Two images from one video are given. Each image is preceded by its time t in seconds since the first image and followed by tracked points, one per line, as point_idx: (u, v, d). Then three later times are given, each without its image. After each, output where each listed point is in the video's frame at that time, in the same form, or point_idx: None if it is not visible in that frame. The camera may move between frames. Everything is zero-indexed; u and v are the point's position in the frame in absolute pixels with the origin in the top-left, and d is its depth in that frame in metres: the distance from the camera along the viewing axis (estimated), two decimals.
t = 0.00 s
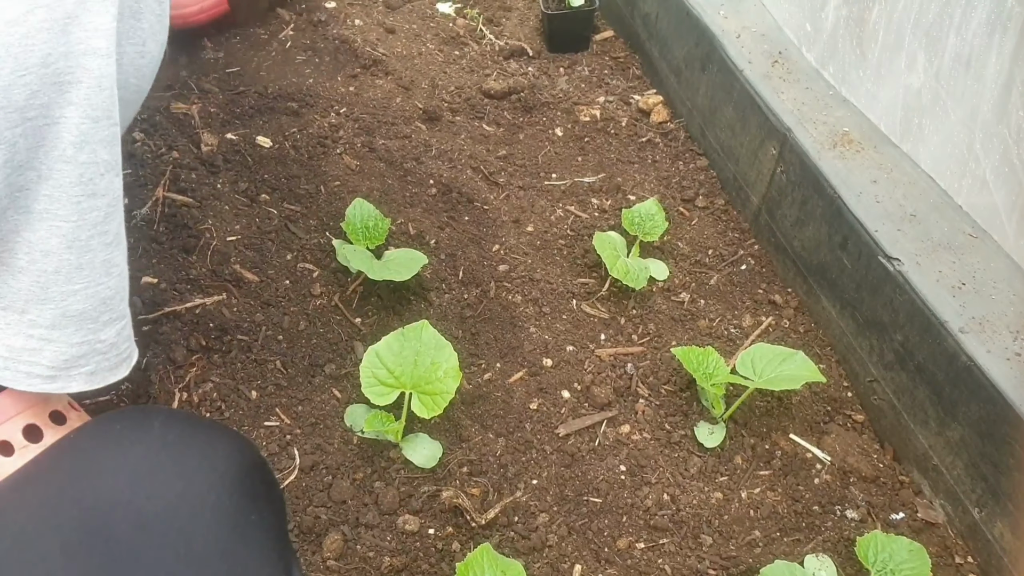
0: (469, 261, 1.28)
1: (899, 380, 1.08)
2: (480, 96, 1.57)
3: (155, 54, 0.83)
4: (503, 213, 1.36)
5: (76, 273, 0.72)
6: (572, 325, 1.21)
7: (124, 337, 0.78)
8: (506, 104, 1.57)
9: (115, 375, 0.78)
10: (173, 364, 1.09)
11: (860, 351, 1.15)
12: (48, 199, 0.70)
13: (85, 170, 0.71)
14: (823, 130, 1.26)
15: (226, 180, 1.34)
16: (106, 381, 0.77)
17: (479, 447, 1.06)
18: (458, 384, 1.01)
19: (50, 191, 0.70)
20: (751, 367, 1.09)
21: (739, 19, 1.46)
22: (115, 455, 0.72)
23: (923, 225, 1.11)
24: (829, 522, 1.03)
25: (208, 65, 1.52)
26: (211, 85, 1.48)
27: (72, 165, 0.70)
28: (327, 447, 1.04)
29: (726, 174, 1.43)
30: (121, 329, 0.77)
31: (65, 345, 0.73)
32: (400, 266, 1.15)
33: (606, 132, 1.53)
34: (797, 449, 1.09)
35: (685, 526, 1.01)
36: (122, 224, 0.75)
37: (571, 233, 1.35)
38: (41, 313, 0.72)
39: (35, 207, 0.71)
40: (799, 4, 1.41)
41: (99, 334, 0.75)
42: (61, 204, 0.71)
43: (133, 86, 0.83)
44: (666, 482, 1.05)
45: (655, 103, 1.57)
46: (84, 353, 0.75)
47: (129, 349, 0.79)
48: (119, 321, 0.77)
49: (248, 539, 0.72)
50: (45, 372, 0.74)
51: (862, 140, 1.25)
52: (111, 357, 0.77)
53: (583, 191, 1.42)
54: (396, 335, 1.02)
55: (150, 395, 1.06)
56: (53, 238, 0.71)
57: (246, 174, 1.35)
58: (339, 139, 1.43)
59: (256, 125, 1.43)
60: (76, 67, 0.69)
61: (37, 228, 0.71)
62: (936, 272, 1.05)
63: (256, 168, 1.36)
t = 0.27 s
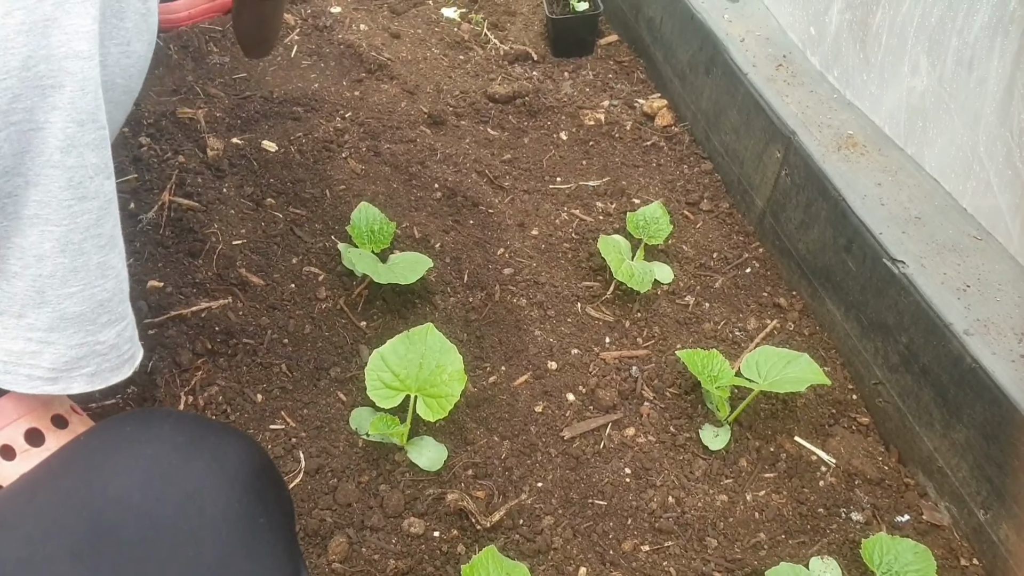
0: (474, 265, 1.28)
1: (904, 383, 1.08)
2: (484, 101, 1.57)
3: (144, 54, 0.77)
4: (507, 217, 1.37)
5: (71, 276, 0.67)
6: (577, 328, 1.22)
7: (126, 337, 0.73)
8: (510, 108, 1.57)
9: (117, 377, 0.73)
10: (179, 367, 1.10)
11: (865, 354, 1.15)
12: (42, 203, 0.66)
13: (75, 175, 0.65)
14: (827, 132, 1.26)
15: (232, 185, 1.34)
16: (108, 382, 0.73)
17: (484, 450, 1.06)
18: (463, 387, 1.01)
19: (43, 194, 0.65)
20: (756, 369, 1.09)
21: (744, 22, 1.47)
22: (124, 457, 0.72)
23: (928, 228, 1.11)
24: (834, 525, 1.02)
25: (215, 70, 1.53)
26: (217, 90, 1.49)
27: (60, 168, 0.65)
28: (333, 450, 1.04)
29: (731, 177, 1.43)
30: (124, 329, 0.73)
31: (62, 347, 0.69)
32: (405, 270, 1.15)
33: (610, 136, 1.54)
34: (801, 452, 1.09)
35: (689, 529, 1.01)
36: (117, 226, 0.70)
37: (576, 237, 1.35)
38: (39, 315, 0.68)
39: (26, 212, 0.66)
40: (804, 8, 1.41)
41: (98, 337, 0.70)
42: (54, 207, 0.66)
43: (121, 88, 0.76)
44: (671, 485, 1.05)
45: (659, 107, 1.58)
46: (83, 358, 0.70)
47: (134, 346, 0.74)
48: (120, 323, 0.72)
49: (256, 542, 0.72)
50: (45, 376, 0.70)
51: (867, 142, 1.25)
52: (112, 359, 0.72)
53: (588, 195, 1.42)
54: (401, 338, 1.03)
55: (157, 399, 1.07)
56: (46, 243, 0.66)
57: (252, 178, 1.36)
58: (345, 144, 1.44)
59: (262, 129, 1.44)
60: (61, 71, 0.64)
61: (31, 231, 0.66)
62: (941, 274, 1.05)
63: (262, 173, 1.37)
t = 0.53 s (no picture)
0: (477, 269, 1.28)
1: (909, 389, 1.07)
2: (487, 105, 1.57)
3: (132, 66, 0.71)
4: (511, 221, 1.36)
5: (58, 299, 0.65)
6: (580, 333, 1.21)
7: (115, 360, 0.70)
8: (513, 113, 1.57)
9: (106, 399, 0.71)
10: (182, 371, 1.10)
11: (870, 359, 1.15)
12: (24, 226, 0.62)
13: (55, 202, 0.61)
14: (832, 137, 1.25)
15: (235, 189, 1.34)
16: (96, 404, 0.70)
17: (487, 454, 1.06)
18: (466, 392, 1.01)
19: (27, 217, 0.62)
20: (760, 375, 1.08)
21: (747, 27, 1.46)
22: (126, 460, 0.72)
23: (933, 232, 1.11)
24: (839, 531, 1.02)
25: (218, 74, 1.53)
26: (221, 94, 1.49)
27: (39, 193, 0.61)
28: (335, 454, 1.04)
29: (734, 182, 1.43)
30: (113, 352, 0.70)
31: (49, 369, 0.66)
32: (408, 274, 1.15)
33: (614, 141, 1.53)
34: (806, 458, 1.09)
35: (694, 535, 1.00)
36: (106, 246, 0.66)
37: (579, 241, 1.35)
38: (25, 336, 0.65)
39: (13, 232, 0.63)
40: (808, 12, 1.42)
41: (86, 360, 0.68)
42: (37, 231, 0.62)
43: (112, 107, 0.70)
44: (675, 490, 1.04)
45: (662, 111, 1.58)
46: (71, 381, 0.68)
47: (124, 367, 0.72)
48: (110, 344, 0.70)
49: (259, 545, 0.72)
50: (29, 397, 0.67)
51: (871, 147, 1.24)
52: (100, 381, 0.70)
53: (591, 199, 1.42)
54: (404, 343, 1.03)
55: (159, 403, 1.06)
56: (33, 264, 0.63)
57: (255, 182, 1.36)
58: (348, 148, 1.44)
59: (265, 134, 1.44)
60: (43, 92, 0.59)
61: (16, 253, 0.63)
62: (946, 279, 1.04)
63: (265, 177, 1.36)
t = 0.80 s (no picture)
0: (482, 273, 1.28)
1: (915, 395, 1.07)
2: (493, 109, 1.58)
3: (164, 83, 0.69)
4: (516, 225, 1.37)
5: (91, 299, 0.63)
6: (585, 337, 1.21)
7: (148, 356, 0.69)
8: (519, 117, 1.57)
9: (139, 394, 0.70)
10: (187, 373, 1.10)
11: (876, 365, 1.14)
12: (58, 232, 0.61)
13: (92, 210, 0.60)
14: (838, 142, 1.25)
15: (241, 193, 1.35)
16: (130, 399, 0.69)
17: (492, 459, 1.06)
18: (471, 396, 1.01)
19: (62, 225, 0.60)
20: (766, 380, 1.08)
21: (754, 32, 1.46)
22: (132, 461, 0.72)
23: (940, 238, 1.11)
24: (845, 537, 1.01)
25: (225, 77, 1.54)
26: (227, 97, 1.50)
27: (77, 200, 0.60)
28: (340, 457, 1.04)
29: (740, 187, 1.43)
30: (146, 347, 0.69)
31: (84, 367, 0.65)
32: (413, 277, 1.15)
33: (619, 145, 1.53)
34: (812, 463, 1.08)
35: (698, 540, 1.00)
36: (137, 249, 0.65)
37: (584, 245, 1.35)
38: (60, 336, 0.64)
39: (44, 239, 0.61)
40: (815, 17, 1.42)
41: (120, 357, 0.66)
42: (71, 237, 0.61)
43: (138, 122, 0.68)
44: (680, 495, 1.04)
45: (668, 115, 1.58)
46: (104, 379, 0.66)
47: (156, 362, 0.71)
48: (143, 341, 0.68)
49: (265, 547, 0.72)
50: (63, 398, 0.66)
51: (878, 152, 1.24)
52: (134, 377, 0.69)
53: (596, 204, 1.42)
54: (409, 346, 1.03)
55: (164, 405, 1.07)
56: (65, 266, 0.62)
57: (261, 186, 1.36)
58: (354, 152, 1.44)
59: (272, 137, 1.44)
60: (77, 105, 0.58)
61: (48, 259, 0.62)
62: (953, 285, 1.04)
63: (271, 181, 1.37)
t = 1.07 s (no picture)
0: (486, 275, 1.28)
1: (920, 396, 1.07)
2: (496, 112, 1.58)
3: (164, 65, 0.71)
4: (520, 227, 1.37)
5: (81, 284, 0.63)
6: (589, 338, 1.21)
7: (140, 354, 0.69)
8: (523, 119, 1.58)
9: (130, 393, 0.70)
10: (193, 376, 1.11)
11: (880, 367, 1.14)
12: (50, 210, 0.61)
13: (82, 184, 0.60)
14: (841, 143, 1.25)
15: (246, 196, 1.35)
16: (117, 397, 0.69)
17: (495, 460, 1.06)
18: (475, 398, 1.01)
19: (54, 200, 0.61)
20: (770, 382, 1.08)
21: (757, 33, 1.46)
22: (137, 463, 0.72)
23: (944, 239, 1.10)
24: (849, 538, 1.01)
25: (229, 80, 1.54)
26: (232, 100, 1.50)
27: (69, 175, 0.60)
28: (344, 459, 1.05)
29: (744, 189, 1.43)
30: (140, 347, 0.69)
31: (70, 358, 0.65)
32: (417, 280, 1.16)
33: (623, 147, 1.54)
34: (816, 465, 1.08)
35: (702, 542, 1.00)
36: (130, 236, 0.65)
37: (588, 247, 1.35)
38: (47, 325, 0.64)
39: (36, 219, 0.62)
40: (818, 19, 1.42)
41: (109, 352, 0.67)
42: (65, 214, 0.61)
43: (136, 104, 0.70)
44: (684, 497, 1.04)
45: (672, 117, 1.58)
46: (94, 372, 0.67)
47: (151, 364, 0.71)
48: (134, 338, 0.68)
49: (268, 550, 0.73)
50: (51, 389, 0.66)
51: (881, 153, 1.24)
52: (125, 376, 0.69)
53: (600, 205, 1.42)
54: (414, 349, 1.03)
55: (169, 407, 1.07)
56: (57, 248, 0.62)
57: (266, 189, 1.37)
58: (358, 155, 1.44)
59: (276, 140, 1.45)
60: (73, 76, 0.59)
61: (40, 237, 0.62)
62: (957, 286, 1.04)
63: (276, 184, 1.37)
